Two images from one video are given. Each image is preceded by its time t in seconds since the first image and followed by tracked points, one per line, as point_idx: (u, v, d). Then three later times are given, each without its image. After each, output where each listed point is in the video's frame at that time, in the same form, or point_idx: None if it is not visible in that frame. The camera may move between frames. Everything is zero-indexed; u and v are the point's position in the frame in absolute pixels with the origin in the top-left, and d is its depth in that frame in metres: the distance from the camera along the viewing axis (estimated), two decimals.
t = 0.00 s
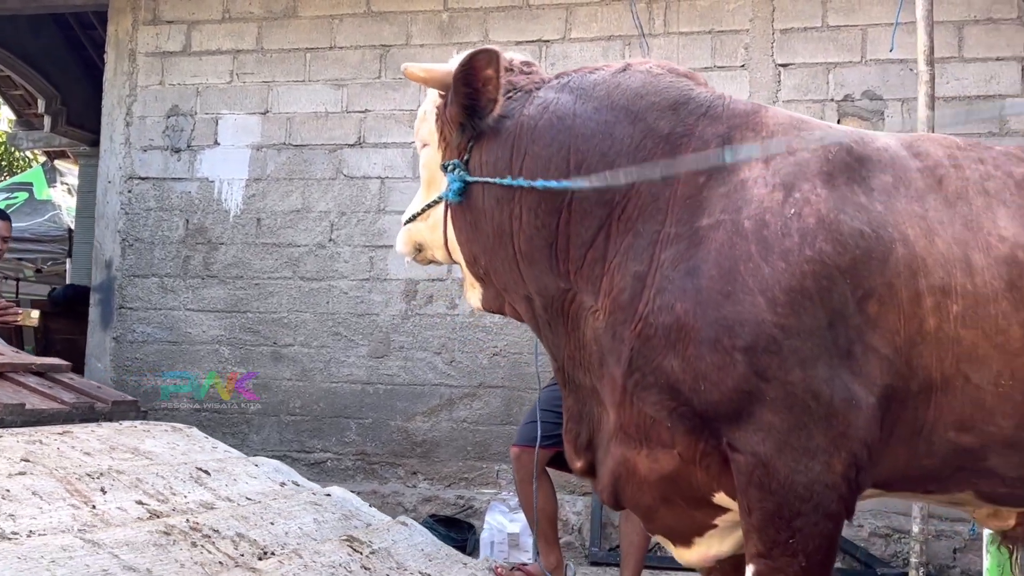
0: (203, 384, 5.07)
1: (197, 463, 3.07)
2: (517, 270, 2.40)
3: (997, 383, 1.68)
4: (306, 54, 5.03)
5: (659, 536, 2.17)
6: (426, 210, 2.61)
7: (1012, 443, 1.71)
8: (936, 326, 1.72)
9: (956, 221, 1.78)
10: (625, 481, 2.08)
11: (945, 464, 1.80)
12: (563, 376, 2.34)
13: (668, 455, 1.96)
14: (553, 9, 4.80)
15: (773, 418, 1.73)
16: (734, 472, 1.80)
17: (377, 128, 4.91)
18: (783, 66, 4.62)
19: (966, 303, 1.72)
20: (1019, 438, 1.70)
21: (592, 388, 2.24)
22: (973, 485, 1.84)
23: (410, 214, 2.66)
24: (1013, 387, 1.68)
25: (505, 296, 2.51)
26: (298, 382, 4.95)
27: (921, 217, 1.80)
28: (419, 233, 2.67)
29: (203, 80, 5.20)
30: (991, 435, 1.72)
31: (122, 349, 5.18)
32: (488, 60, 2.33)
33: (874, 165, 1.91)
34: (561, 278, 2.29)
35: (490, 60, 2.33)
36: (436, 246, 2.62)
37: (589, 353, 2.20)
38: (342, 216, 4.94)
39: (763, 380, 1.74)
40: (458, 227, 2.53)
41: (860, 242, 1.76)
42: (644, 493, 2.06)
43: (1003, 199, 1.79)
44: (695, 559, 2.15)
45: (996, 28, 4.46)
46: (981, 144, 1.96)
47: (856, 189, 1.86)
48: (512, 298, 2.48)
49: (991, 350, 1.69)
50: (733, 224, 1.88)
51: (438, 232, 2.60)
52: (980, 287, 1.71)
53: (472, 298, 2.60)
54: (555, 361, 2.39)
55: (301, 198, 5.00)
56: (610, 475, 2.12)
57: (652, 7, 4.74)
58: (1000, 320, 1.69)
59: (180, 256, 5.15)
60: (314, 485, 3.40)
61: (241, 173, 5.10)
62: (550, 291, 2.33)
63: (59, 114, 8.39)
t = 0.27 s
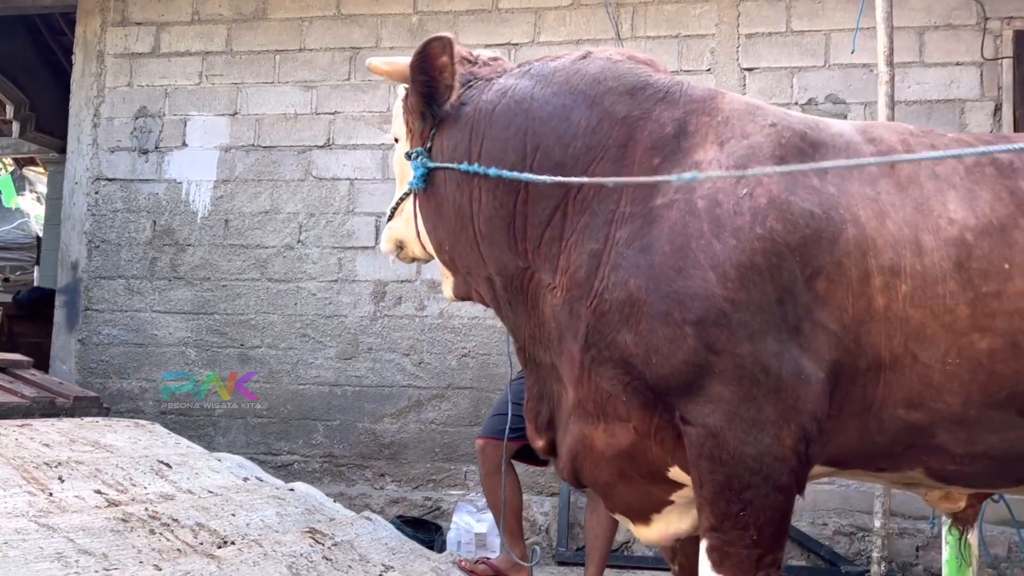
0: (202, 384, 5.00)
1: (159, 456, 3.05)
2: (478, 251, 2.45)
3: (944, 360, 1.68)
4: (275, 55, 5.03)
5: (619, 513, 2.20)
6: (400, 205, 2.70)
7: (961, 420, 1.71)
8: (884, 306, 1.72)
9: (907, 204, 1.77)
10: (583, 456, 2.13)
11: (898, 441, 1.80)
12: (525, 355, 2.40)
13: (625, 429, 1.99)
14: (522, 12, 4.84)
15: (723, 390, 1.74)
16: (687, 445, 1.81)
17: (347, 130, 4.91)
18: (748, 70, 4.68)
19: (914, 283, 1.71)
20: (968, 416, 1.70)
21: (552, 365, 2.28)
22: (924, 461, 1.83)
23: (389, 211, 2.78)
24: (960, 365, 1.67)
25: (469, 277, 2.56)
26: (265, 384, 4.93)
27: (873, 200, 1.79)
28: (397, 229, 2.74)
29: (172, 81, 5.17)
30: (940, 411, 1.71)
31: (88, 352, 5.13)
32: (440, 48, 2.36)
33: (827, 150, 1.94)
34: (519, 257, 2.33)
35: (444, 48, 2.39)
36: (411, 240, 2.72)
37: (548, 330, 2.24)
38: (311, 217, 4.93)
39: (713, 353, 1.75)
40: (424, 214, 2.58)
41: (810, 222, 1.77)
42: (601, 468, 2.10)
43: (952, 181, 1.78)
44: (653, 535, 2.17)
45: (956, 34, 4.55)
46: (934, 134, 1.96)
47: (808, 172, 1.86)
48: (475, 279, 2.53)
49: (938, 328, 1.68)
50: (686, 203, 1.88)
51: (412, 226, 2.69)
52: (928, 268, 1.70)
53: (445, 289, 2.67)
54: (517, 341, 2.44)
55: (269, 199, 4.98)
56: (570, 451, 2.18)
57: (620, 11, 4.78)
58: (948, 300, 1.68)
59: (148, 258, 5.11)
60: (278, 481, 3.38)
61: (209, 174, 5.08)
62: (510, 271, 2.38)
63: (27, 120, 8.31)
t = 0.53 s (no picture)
0: (201, 385, 4.91)
1: (121, 461, 3.08)
2: (446, 251, 2.44)
3: (900, 354, 1.72)
4: (243, 63, 5.01)
5: (584, 510, 2.20)
6: (371, 210, 2.62)
7: (917, 414, 1.75)
8: (839, 300, 1.76)
9: (862, 202, 1.81)
10: (548, 454, 2.12)
11: (855, 435, 1.82)
12: (493, 355, 2.39)
13: (588, 425, 2.00)
14: (491, 21, 4.86)
15: (681, 383, 1.77)
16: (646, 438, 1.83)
17: (315, 137, 4.90)
18: (715, 80, 4.72)
19: (868, 279, 1.75)
20: (924, 410, 1.74)
21: (519, 363, 2.27)
22: (883, 456, 1.86)
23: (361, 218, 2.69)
24: (916, 359, 1.71)
25: (438, 279, 2.54)
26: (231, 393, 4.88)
27: (829, 197, 1.83)
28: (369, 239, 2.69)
29: (139, 87, 5.13)
30: (895, 405, 1.75)
31: (50, 361, 5.05)
32: (407, 53, 2.35)
33: (784, 148, 1.98)
34: (485, 257, 2.33)
35: (412, 55, 2.37)
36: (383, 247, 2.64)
37: (514, 329, 2.24)
38: (278, 225, 4.90)
39: (671, 346, 1.77)
40: (394, 220, 2.52)
41: (766, 218, 1.81)
42: (565, 464, 2.10)
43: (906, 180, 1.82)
44: (620, 532, 2.16)
45: (918, 46, 4.63)
46: (894, 135, 1.98)
47: (764, 170, 1.92)
48: (444, 281, 2.51)
49: (893, 323, 1.72)
50: (645, 202, 1.91)
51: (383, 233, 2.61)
52: (882, 265, 1.74)
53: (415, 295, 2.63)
54: (485, 342, 2.44)
55: (236, 207, 4.95)
56: (535, 449, 2.16)
57: (589, 21, 4.80)
58: (902, 296, 1.72)
59: (112, 265, 5.04)
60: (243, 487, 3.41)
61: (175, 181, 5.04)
62: (477, 271, 2.37)
63: None
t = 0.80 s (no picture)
0: (203, 383, 4.82)
1: (82, 475, 3.15)
2: (415, 265, 2.42)
3: (858, 363, 1.76)
4: (211, 73, 4.97)
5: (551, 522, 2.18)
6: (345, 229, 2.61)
7: (875, 422, 1.79)
8: (797, 310, 1.80)
9: (821, 215, 1.86)
10: (515, 466, 2.12)
11: (815, 443, 1.85)
12: (462, 369, 2.38)
13: (554, 435, 2.00)
14: (460, 35, 4.87)
15: (643, 390, 1.79)
16: (610, 445, 1.86)
17: (282, 148, 4.87)
18: (682, 96, 4.77)
19: (826, 290, 1.80)
20: (883, 419, 1.78)
21: (488, 377, 2.26)
22: (844, 464, 1.88)
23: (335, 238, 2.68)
24: (874, 368, 1.76)
25: (409, 295, 2.51)
26: (196, 407, 4.82)
27: (788, 211, 1.88)
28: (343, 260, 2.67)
29: (104, 97, 5.07)
30: (853, 413, 1.79)
31: (11, 374, 4.97)
32: (376, 72, 2.40)
33: (744, 163, 2.03)
34: (453, 269, 2.31)
35: (380, 73, 2.41)
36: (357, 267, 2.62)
37: (481, 340, 2.24)
38: (244, 236, 4.86)
39: (632, 353, 1.80)
40: (366, 236, 2.51)
41: (725, 230, 1.85)
42: (532, 474, 2.09)
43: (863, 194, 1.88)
44: (586, 541, 2.13)
45: (881, 64, 4.69)
46: (851, 150, 2.09)
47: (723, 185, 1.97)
48: (414, 296, 2.48)
49: (851, 332, 1.77)
50: (608, 213, 1.94)
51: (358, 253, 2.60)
52: (840, 276, 1.79)
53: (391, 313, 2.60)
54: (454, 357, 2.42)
55: (202, 218, 4.90)
56: (502, 458, 2.16)
57: (558, 36, 4.83)
58: (860, 306, 1.77)
59: (75, 277, 4.97)
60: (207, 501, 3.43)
61: (140, 190, 4.98)
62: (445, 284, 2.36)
63: None
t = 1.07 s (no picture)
0: (201, 385, 4.76)
1: (48, 494, 3.22)
2: (391, 288, 2.54)
3: (822, 384, 1.92)
4: (180, 86, 4.94)
5: (523, 539, 2.32)
6: (320, 256, 2.72)
7: (838, 441, 1.95)
8: (763, 330, 1.95)
9: (786, 238, 2.02)
10: (489, 484, 2.25)
11: (781, 461, 2.02)
12: (437, 389, 2.50)
13: (529, 452, 2.14)
14: (432, 51, 4.88)
15: (614, 409, 1.94)
16: (583, 464, 2.00)
17: (252, 162, 4.85)
18: (652, 114, 4.81)
19: (792, 311, 1.95)
20: (845, 437, 1.94)
21: (462, 398, 2.40)
22: (809, 482, 2.06)
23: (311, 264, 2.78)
24: (838, 389, 1.92)
25: (385, 318, 2.62)
26: (162, 423, 4.77)
27: (756, 234, 2.03)
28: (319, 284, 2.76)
29: (71, 110, 5.02)
30: (817, 432, 1.95)
31: None
32: (351, 100, 2.50)
33: (713, 188, 2.17)
34: (428, 292, 2.44)
35: (354, 101, 2.51)
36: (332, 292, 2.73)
37: (457, 361, 2.37)
38: (212, 250, 4.82)
39: (603, 372, 1.94)
40: (343, 261, 2.62)
41: (693, 253, 1.99)
42: (506, 493, 2.22)
43: (828, 218, 2.03)
44: (558, 558, 2.28)
45: (847, 84, 4.76)
46: (816, 173, 2.26)
47: (693, 206, 2.12)
48: (390, 319, 2.60)
49: (816, 353, 1.93)
50: (579, 236, 2.08)
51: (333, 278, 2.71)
52: (805, 297, 1.95)
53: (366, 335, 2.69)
54: (429, 378, 2.54)
55: (170, 232, 4.86)
56: (476, 479, 2.28)
57: (529, 54, 4.86)
58: (824, 327, 1.93)
59: (40, 291, 4.91)
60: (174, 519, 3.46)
61: (107, 203, 4.93)
62: (420, 307, 2.48)
63: None
